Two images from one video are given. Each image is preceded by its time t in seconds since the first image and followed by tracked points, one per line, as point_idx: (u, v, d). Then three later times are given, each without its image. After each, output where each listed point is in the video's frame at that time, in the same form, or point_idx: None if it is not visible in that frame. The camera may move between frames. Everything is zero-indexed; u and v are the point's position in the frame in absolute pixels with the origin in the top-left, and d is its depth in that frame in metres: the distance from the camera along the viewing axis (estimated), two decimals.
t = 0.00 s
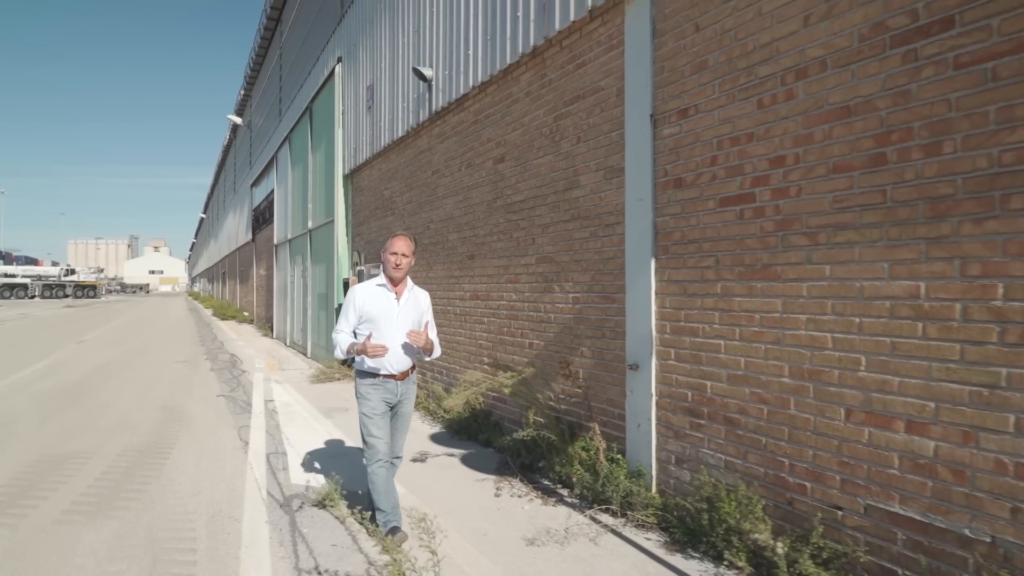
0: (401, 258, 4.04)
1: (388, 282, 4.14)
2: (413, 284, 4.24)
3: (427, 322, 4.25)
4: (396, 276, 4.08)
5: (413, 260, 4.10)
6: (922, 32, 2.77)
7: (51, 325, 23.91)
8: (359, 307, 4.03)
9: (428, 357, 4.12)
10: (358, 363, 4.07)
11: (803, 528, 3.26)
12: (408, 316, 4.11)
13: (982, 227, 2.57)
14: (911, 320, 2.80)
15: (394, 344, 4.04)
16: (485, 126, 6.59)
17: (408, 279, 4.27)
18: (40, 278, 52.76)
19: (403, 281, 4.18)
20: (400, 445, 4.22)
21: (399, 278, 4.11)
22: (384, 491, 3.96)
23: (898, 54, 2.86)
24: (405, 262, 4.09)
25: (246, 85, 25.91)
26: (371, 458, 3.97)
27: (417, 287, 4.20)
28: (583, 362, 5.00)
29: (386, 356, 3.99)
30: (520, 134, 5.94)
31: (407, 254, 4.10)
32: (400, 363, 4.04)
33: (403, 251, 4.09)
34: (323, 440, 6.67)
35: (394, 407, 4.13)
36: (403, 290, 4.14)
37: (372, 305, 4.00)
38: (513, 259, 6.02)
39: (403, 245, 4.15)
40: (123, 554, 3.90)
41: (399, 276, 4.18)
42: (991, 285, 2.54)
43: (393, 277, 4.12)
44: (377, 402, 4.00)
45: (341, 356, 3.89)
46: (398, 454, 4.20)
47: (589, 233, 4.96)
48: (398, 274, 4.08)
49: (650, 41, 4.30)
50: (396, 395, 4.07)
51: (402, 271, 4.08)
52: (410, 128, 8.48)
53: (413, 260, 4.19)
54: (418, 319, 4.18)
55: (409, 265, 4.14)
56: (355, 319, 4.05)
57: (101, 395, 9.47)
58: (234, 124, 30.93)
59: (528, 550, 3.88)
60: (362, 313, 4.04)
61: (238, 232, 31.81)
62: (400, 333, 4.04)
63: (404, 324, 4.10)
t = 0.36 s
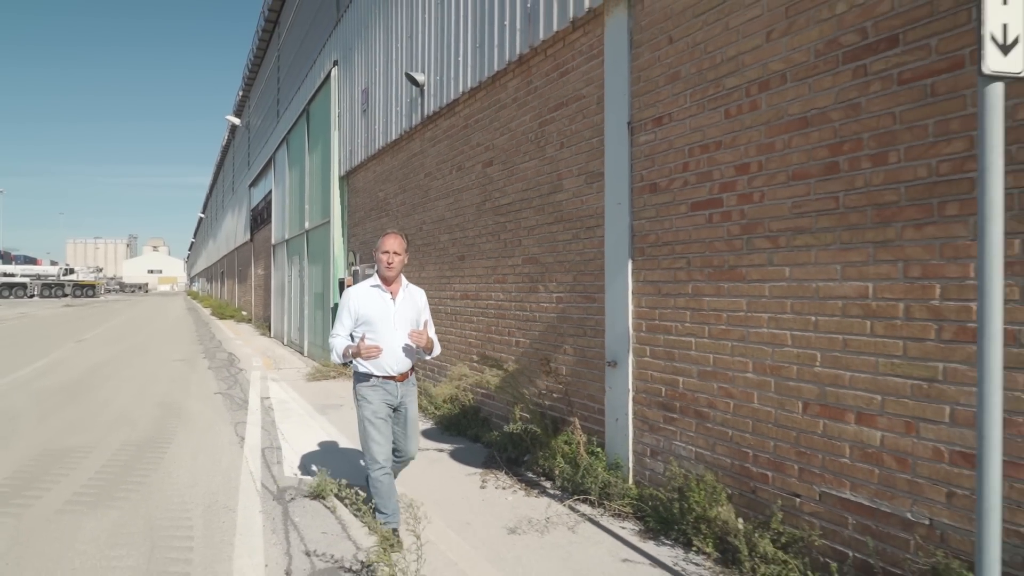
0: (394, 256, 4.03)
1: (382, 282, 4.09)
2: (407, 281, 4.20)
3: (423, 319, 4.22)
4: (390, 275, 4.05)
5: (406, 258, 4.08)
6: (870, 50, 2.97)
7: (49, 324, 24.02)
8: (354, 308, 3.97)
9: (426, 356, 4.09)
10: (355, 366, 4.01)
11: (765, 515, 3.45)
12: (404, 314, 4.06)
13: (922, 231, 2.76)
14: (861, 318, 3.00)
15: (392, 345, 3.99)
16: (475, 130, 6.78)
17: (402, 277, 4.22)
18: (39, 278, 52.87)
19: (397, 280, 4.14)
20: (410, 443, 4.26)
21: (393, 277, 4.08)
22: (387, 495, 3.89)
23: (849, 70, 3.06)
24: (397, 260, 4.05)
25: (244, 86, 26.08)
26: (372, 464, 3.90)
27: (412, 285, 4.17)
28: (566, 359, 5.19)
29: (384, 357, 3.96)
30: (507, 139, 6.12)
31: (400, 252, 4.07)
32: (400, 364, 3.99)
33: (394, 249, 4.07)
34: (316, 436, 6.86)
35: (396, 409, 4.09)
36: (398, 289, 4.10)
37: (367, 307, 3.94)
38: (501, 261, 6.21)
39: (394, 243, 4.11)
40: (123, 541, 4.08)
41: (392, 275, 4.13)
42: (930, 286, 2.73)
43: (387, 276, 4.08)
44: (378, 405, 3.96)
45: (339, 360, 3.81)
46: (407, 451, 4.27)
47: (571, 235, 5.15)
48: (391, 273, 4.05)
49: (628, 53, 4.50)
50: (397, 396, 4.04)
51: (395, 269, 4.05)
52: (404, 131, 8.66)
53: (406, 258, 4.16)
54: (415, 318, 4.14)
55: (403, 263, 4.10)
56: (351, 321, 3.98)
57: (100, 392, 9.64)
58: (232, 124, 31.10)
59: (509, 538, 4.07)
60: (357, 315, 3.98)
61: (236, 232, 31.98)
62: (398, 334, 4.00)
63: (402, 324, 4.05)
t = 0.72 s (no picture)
0: (394, 253, 4.02)
1: (382, 281, 4.09)
2: (407, 280, 4.18)
3: (424, 319, 4.19)
4: (389, 272, 4.04)
5: (407, 256, 4.08)
6: (830, 64, 3.15)
7: (55, 324, 24.31)
8: (354, 307, 3.97)
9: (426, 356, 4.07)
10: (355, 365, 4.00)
11: (736, 504, 3.64)
12: (404, 314, 4.04)
13: (875, 236, 2.94)
14: (821, 317, 3.18)
15: (391, 345, 3.97)
16: (468, 135, 6.97)
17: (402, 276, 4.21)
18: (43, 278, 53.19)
19: (397, 279, 4.12)
20: (422, 441, 4.05)
21: (393, 275, 4.07)
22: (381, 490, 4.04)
23: (811, 83, 3.24)
24: (397, 258, 4.04)
25: (246, 87, 26.30)
26: (369, 464, 3.98)
27: (412, 284, 4.14)
28: (554, 357, 5.38)
29: (383, 356, 3.94)
30: (499, 143, 6.32)
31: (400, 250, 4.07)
32: (400, 363, 3.97)
33: (395, 246, 4.06)
34: (315, 432, 7.06)
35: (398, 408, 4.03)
36: (398, 288, 4.08)
37: (367, 306, 3.93)
38: (493, 262, 6.40)
39: (394, 241, 4.10)
40: (127, 530, 4.28)
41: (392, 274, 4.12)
42: (882, 287, 2.92)
43: (386, 274, 4.07)
44: (375, 406, 3.93)
45: (340, 359, 3.82)
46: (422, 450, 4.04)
47: (559, 238, 5.34)
48: (391, 270, 4.05)
49: (611, 62, 4.68)
50: (397, 396, 4.00)
51: (395, 267, 4.04)
52: (401, 135, 8.86)
53: (407, 257, 4.15)
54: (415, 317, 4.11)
55: (403, 261, 4.10)
56: (351, 320, 3.98)
57: (104, 390, 9.86)
58: (234, 125, 31.34)
59: (496, 527, 4.26)
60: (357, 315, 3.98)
61: (239, 232, 32.25)
62: (398, 333, 3.98)
63: (402, 323, 4.03)
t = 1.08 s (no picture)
0: (399, 254, 3.92)
1: (386, 282, 4.02)
2: (413, 282, 4.11)
3: (427, 323, 4.12)
4: (394, 273, 3.96)
5: (412, 258, 3.98)
6: (788, 73, 3.32)
7: (56, 323, 24.47)
8: (356, 305, 3.93)
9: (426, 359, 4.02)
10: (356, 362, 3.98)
11: (704, 492, 3.81)
12: (406, 317, 3.97)
13: (828, 236, 3.12)
14: (780, 313, 3.36)
15: (391, 346, 3.91)
16: (458, 137, 7.13)
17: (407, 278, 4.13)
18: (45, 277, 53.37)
19: (401, 280, 4.04)
20: (415, 444, 3.95)
21: (397, 275, 3.97)
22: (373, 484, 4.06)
23: (771, 91, 3.41)
24: (403, 258, 3.94)
25: (246, 88, 26.47)
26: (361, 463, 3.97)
27: (416, 287, 4.06)
28: (538, 354, 5.56)
29: (382, 357, 3.90)
30: (487, 145, 6.49)
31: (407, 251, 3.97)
32: (398, 366, 3.91)
33: (402, 247, 3.96)
34: (309, 428, 7.25)
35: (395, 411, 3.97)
36: (401, 290, 4.01)
37: (369, 306, 3.89)
38: (482, 261, 6.58)
39: (402, 242, 4.01)
40: (125, 518, 4.47)
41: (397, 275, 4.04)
42: (834, 284, 3.09)
43: (390, 275, 4.00)
44: (370, 409, 3.90)
45: (339, 351, 3.80)
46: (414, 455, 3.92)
47: (543, 237, 5.52)
48: (395, 271, 3.96)
49: (591, 68, 4.85)
50: (393, 399, 3.94)
51: (400, 268, 3.95)
52: (395, 137, 9.03)
53: (413, 258, 4.06)
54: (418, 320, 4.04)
55: (408, 263, 4.01)
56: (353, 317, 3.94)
57: (104, 388, 10.03)
58: (234, 125, 31.51)
59: (478, 516, 4.43)
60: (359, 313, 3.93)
61: (239, 232, 32.42)
62: (398, 335, 3.92)
63: (404, 325, 3.96)
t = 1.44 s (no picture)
0: (411, 248, 3.85)
1: (397, 276, 3.93)
2: (422, 279, 4.04)
3: (436, 320, 4.06)
4: (405, 267, 3.87)
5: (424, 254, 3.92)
6: (750, 84, 3.50)
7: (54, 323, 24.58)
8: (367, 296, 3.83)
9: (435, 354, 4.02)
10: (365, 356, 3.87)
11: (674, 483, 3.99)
12: (417, 312, 3.91)
13: (785, 238, 3.29)
14: (743, 311, 3.53)
15: (403, 339, 3.82)
16: (447, 140, 7.30)
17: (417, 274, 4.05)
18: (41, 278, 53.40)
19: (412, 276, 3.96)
20: (417, 447, 3.93)
21: (408, 271, 3.91)
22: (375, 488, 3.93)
23: (735, 101, 3.59)
24: (414, 253, 3.86)
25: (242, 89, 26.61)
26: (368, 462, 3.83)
27: (426, 282, 3.99)
28: (522, 351, 5.74)
29: (394, 350, 3.80)
30: (474, 149, 6.66)
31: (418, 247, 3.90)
32: (409, 359, 3.83)
33: (414, 242, 3.91)
34: (301, 424, 7.41)
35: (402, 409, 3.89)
36: (413, 285, 3.93)
37: (379, 298, 3.82)
38: (470, 262, 6.75)
39: (414, 237, 3.95)
40: (120, 510, 4.63)
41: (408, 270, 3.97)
42: (791, 284, 3.27)
43: (402, 269, 3.91)
44: (379, 405, 3.79)
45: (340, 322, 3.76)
46: (414, 459, 3.91)
47: (526, 239, 5.69)
48: (407, 265, 3.87)
49: (571, 75, 5.03)
50: (403, 395, 3.85)
51: (411, 262, 3.87)
52: (386, 140, 9.20)
53: (425, 255, 3.99)
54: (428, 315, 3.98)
55: (420, 259, 3.94)
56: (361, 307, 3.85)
57: (101, 386, 10.18)
58: (231, 126, 31.64)
59: (461, 506, 4.61)
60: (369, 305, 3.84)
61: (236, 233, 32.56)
62: (410, 329, 3.85)
63: (415, 319, 3.89)
